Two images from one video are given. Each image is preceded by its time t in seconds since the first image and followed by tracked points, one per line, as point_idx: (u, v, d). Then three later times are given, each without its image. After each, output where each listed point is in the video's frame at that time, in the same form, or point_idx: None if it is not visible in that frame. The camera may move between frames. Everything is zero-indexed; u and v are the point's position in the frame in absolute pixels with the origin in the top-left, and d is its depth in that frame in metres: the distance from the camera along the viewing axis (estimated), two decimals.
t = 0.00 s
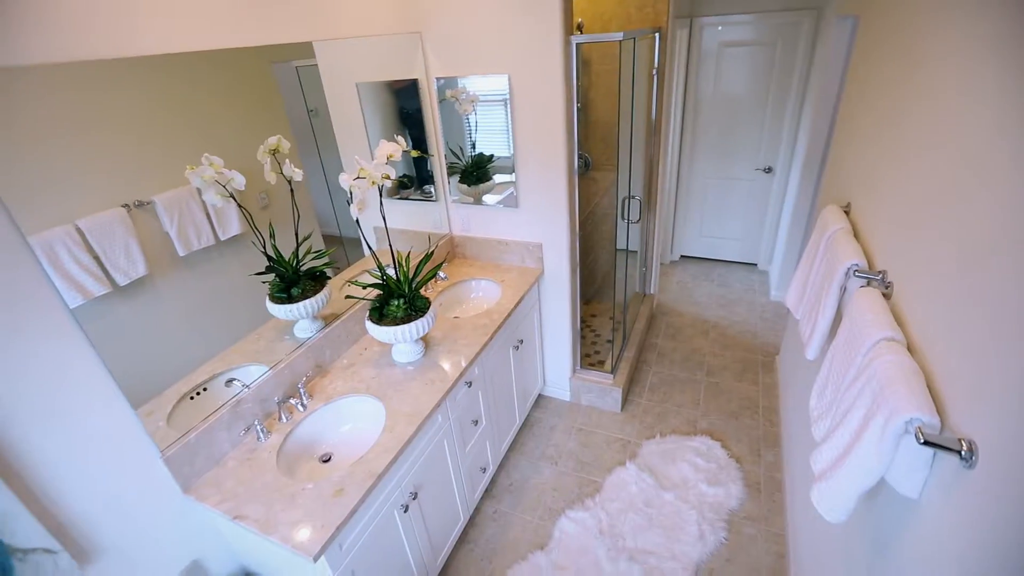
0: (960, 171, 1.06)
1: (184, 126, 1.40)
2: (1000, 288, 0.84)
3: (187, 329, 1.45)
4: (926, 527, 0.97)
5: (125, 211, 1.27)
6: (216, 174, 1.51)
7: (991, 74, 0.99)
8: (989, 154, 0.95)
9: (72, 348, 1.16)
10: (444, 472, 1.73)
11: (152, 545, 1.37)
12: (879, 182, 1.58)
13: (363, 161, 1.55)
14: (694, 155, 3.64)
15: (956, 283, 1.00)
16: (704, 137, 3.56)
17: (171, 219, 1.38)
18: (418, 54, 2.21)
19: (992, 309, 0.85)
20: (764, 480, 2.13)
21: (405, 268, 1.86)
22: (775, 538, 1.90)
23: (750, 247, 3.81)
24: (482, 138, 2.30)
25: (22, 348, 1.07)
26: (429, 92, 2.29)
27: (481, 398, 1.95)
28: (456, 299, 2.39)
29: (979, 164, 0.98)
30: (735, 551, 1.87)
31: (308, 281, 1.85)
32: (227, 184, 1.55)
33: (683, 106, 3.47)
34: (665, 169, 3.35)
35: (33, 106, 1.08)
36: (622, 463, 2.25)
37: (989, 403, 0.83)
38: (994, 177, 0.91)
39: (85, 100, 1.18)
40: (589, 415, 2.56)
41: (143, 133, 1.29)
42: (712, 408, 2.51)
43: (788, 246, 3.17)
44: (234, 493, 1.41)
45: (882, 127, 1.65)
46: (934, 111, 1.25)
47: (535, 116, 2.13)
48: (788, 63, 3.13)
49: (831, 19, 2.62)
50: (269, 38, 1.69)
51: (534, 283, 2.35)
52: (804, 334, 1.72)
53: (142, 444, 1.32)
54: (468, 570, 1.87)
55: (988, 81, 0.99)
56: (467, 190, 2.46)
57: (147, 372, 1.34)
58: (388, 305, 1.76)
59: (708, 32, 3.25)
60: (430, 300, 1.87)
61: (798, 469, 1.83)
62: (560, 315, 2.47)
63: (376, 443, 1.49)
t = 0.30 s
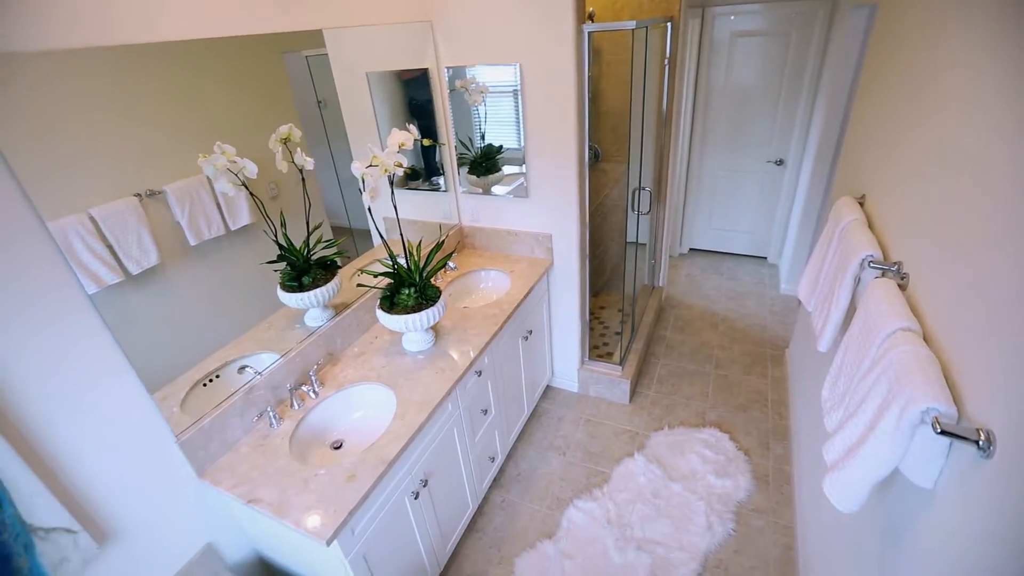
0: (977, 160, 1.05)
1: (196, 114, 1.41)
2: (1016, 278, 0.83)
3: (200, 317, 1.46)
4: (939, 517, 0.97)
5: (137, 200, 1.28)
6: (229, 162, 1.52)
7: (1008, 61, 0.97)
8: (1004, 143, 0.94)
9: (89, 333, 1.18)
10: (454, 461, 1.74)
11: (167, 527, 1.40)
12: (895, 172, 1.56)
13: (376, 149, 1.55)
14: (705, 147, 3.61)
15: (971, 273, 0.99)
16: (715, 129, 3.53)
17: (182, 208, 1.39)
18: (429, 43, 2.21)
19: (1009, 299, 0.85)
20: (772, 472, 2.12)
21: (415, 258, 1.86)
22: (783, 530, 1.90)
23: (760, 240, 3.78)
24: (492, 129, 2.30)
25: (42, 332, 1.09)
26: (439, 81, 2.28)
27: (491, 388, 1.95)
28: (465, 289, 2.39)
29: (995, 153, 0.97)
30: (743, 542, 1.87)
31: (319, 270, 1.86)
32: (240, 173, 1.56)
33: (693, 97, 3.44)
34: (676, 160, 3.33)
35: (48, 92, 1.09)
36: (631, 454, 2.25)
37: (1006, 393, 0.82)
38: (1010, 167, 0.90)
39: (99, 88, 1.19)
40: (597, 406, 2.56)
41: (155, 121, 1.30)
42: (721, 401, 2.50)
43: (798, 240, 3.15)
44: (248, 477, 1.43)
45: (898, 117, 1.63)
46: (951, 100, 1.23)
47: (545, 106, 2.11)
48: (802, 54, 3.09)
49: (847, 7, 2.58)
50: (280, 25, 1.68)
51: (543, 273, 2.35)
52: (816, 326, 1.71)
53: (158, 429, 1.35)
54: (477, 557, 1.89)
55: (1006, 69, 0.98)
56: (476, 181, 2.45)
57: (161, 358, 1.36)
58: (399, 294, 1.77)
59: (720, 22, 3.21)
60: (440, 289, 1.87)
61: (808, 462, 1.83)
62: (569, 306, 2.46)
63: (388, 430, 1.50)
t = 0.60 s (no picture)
0: (998, 151, 1.03)
1: (216, 103, 1.43)
2: None
3: (218, 303, 1.49)
4: (955, 509, 0.96)
5: (155, 188, 1.30)
6: (247, 151, 1.54)
7: None
8: None
9: (114, 315, 1.22)
10: (466, 448, 1.76)
11: (185, 506, 1.44)
12: (915, 165, 1.54)
13: (393, 137, 1.55)
14: (721, 140, 3.57)
15: (992, 265, 0.98)
16: (731, 121, 3.49)
17: (199, 196, 1.41)
18: (444, 32, 2.20)
19: None
20: (784, 467, 2.11)
21: (429, 247, 1.87)
22: (794, 524, 1.90)
23: (775, 234, 3.74)
24: (506, 119, 2.30)
25: (68, 314, 1.13)
26: (453, 71, 2.27)
27: (503, 377, 1.96)
28: (478, 279, 2.40)
29: (1017, 144, 0.95)
30: (753, 536, 1.87)
31: (334, 258, 1.88)
32: (257, 161, 1.58)
33: (710, 89, 3.40)
34: (691, 153, 3.30)
35: (71, 79, 1.11)
36: (641, 446, 2.25)
37: None
38: None
39: (121, 74, 1.20)
40: (608, 398, 2.56)
41: (174, 108, 1.31)
42: (733, 395, 2.49)
43: (815, 234, 3.10)
44: (265, 460, 1.46)
45: (919, 109, 1.60)
46: (973, 90, 1.20)
47: (559, 97, 2.11)
48: (822, 45, 3.03)
49: None
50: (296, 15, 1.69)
51: (556, 264, 2.35)
52: (832, 319, 1.69)
53: (178, 411, 1.39)
54: (488, 544, 1.91)
55: None
56: (490, 171, 2.46)
57: (182, 342, 1.39)
58: (414, 282, 1.78)
59: (738, 12, 3.16)
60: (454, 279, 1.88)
61: (822, 456, 1.82)
62: (581, 297, 2.46)
63: (401, 416, 1.52)
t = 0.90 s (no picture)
0: None
1: (238, 92, 1.45)
2: None
3: (238, 289, 1.52)
4: (973, 509, 0.95)
5: (176, 177, 1.31)
6: (267, 139, 1.56)
7: None
8: None
9: (137, 298, 1.25)
10: (479, 437, 1.77)
11: (206, 485, 1.48)
12: (942, 159, 1.50)
13: (412, 126, 1.56)
14: (740, 134, 3.52)
15: (1020, 262, 0.95)
16: (751, 114, 3.43)
17: (219, 185, 1.43)
18: (462, 22, 2.20)
19: None
20: (798, 464, 2.09)
21: (446, 237, 1.88)
22: (807, 522, 1.88)
23: (794, 230, 3.68)
24: (522, 111, 2.29)
25: (96, 298, 1.17)
26: (470, 61, 2.27)
27: (517, 368, 1.97)
28: (493, 270, 2.40)
29: None
30: (765, 532, 1.86)
31: (351, 247, 1.90)
32: (277, 149, 1.60)
33: (730, 81, 3.34)
34: (709, 146, 3.25)
35: (97, 67, 1.13)
36: (653, 440, 2.25)
37: None
38: None
39: (145, 62, 1.21)
40: (621, 391, 2.56)
41: (196, 97, 1.33)
42: (747, 391, 2.47)
43: (835, 230, 3.05)
44: (282, 443, 1.49)
45: (947, 101, 1.56)
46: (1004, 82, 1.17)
47: (577, 88, 2.09)
48: (848, 36, 2.96)
49: None
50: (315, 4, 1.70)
51: (571, 256, 2.34)
52: (852, 316, 1.67)
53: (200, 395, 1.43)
54: (499, 533, 1.93)
55: None
56: (506, 163, 2.45)
57: (203, 326, 1.42)
58: (430, 272, 1.80)
59: (761, 3, 3.09)
60: (469, 269, 1.89)
61: (838, 454, 1.80)
62: (596, 290, 2.46)
63: (416, 404, 1.53)
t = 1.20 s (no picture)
0: None
1: (261, 80, 1.47)
2: None
3: (257, 275, 1.55)
4: (996, 510, 0.93)
5: (199, 164, 1.33)
6: (288, 127, 1.58)
7: None
8: None
9: (162, 281, 1.28)
10: (492, 426, 1.78)
11: (226, 465, 1.52)
12: (973, 153, 1.46)
13: (431, 114, 1.56)
14: (762, 128, 3.45)
15: None
16: (774, 108, 3.36)
17: (239, 173, 1.45)
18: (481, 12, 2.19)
19: None
20: (813, 463, 2.07)
21: (462, 227, 1.89)
22: (822, 521, 1.86)
23: (815, 227, 3.61)
24: (541, 103, 2.28)
25: (123, 281, 1.21)
26: (490, 52, 2.26)
27: (531, 359, 1.98)
28: (509, 262, 2.40)
29: None
30: (779, 529, 1.85)
31: (368, 236, 1.92)
32: (297, 138, 1.62)
33: (753, 75, 3.28)
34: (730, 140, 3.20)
35: (124, 53, 1.15)
36: (666, 435, 2.24)
37: None
38: None
39: (170, 49, 1.23)
40: (635, 385, 2.55)
41: (218, 84, 1.35)
42: (763, 388, 2.45)
43: (858, 227, 2.98)
44: (299, 427, 1.51)
45: (979, 94, 1.51)
46: None
47: (597, 79, 2.07)
48: (877, 28, 2.88)
49: None
50: None
51: (587, 249, 2.34)
52: (874, 313, 1.63)
53: (221, 376, 1.46)
54: (510, 522, 1.95)
55: None
56: (523, 155, 2.45)
57: (225, 310, 1.45)
58: (446, 261, 1.81)
59: None
60: (486, 259, 1.89)
61: (856, 453, 1.77)
62: (611, 283, 2.45)
63: (431, 391, 1.55)
